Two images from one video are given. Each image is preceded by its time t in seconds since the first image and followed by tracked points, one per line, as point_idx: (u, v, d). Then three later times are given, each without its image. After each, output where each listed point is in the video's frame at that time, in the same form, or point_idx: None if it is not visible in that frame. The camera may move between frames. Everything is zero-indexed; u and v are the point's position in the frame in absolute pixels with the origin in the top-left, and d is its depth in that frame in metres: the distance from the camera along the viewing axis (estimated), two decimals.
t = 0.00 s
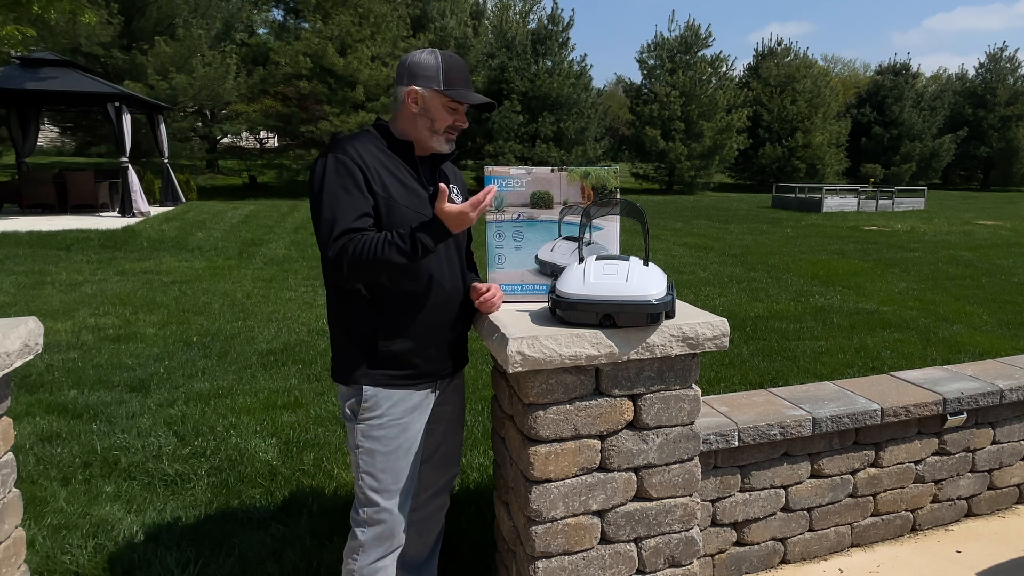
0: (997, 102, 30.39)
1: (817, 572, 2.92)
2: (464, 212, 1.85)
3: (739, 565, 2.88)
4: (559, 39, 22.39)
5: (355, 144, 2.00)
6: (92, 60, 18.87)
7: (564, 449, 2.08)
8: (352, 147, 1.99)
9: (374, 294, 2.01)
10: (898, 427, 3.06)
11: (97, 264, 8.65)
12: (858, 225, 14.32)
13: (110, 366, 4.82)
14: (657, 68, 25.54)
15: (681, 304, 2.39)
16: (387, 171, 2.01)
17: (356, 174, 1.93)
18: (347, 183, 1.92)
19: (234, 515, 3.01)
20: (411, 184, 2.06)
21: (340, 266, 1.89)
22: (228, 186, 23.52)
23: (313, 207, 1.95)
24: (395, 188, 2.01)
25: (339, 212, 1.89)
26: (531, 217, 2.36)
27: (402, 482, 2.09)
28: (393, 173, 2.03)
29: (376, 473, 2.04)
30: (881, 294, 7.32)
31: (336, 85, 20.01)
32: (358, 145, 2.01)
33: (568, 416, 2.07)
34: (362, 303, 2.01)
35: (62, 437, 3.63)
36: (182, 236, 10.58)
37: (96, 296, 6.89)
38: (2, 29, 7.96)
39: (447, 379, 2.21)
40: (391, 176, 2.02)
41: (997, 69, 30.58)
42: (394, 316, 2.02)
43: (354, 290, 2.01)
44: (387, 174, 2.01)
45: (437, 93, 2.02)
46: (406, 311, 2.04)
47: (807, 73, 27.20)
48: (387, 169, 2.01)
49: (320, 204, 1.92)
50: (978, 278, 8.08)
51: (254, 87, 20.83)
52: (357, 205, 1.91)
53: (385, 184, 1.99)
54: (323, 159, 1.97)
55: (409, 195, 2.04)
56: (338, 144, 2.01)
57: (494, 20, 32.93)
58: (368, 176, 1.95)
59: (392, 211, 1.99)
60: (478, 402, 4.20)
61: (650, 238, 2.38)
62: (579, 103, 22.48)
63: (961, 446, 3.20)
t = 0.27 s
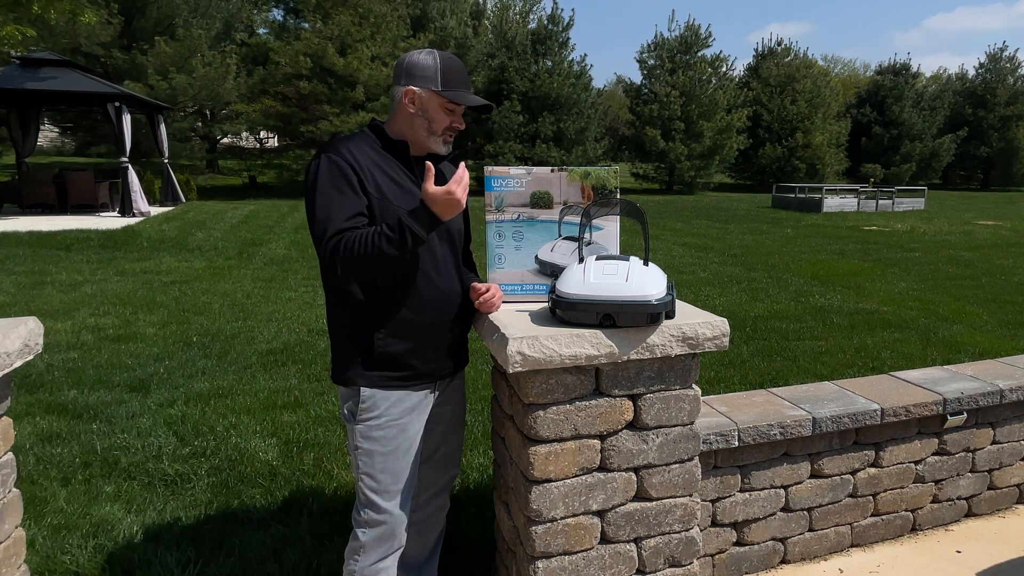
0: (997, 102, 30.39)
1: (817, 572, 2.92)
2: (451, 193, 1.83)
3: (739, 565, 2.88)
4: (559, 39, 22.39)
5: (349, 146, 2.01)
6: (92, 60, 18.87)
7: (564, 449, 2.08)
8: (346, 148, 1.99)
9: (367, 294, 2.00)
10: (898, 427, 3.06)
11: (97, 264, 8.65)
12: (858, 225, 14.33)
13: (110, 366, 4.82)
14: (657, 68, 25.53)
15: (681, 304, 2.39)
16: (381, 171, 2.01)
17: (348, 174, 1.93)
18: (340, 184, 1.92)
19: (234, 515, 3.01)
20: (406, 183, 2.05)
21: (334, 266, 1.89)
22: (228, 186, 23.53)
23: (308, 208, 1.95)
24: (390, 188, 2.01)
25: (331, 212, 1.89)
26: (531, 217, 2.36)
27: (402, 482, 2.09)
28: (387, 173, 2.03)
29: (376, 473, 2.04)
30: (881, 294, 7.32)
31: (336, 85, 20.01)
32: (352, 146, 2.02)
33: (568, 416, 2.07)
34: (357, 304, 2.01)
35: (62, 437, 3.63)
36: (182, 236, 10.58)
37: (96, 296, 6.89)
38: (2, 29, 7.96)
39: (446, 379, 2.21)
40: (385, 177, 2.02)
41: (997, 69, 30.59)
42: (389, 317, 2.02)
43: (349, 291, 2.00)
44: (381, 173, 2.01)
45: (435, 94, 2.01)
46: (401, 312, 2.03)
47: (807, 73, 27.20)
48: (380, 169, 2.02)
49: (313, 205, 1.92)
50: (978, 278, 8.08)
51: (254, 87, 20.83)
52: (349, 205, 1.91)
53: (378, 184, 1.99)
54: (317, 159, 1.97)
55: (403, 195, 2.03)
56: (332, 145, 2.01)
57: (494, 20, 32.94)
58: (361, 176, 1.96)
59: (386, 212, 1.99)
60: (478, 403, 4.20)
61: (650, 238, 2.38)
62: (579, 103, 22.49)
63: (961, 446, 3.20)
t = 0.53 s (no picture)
0: (997, 102, 30.39)
1: (817, 572, 2.92)
2: (477, 319, 2.05)
3: (739, 564, 2.88)
4: (559, 39, 22.39)
5: (348, 146, 1.99)
6: (92, 59, 18.87)
7: (564, 448, 2.08)
8: (345, 149, 1.97)
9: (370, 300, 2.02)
10: (898, 427, 3.06)
11: (97, 264, 8.65)
12: (858, 225, 14.33)
13: (110, 366, 4.82)
14: (657, 68, 25.53)
15: (682, 304, 2.39)
16: (380, 174, 2.00)
17: (350, 177, 1.92)
18: (343, 189, 1.91)
19: (234, 515, 3.01)
20: (406, 190, 2.05)
21: (337, 274, 1.91)
22: (228, 186, 23.53)
23: (308, 209, 1.94)
24: (390, 192, 2.00)
25: (333, 215, 1.88)
26: (531, 217, 2.36)
27: (400, 483, 2.09)
28: (387, 175, 2.02)
29: (372, 474, 2.04)
30: (881, 294, 7.32)
31: (336, 84, 20.01)
32: (351, 147, 2.00)
33: (568, 416, 2.07)
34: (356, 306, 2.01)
35: (62, 438, 3.63)
36: (182, 236, 10.58)
37: (96, 296, 6.89)
38: (2, 29, 7.96)
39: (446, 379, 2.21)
40: (385, 179, 2.01)
41: (997, 69, 30.59)
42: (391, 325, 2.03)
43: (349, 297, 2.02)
44: (380, 174, 2.00)
45: (418, 87, 2.03)
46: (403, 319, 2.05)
47: (807, 73, 27.20)
48: (378, 169, 2.00)
49: (314, 208, 1.91)
50: (978, 278, 8.08)
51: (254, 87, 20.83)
52: (351, 210, 1.90)
53: (379, 188, 1.98)
54: (317, 161, 1.95)
55: (405, 201, 2.04)
56: (331, 146, 1.99)
57: (494, 19, 32.94)
58: (363, 179, 1.94)
59: (385, 214, 1.99)
60: (478, 403, 4.20)
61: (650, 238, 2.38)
62: (579, 103, 22.49)
63: (961, 446, 3.20)
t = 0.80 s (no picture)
0: (997, 103, 30.41)
1: (817, 572, 2.92)
2: (476, 319, 2.04)
3: (739, 564, 2.88)
4: (559, 39, 22.39)
5: (345, 145, 1.99)
6: (91, 60, 18.87)
7: (565, 449, 2.08)
8: (343, 147, 1.98)
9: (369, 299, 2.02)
10: (898, 427, 3.06)
11: (97, 264, 8.65)
12: (858, 225, 14.32)
13: (110, 366, 4.82)
14: (657, 68, 25.52)
15: (681, 304, 2.39)
16: (378, 172, 2.00)
17: (348, 174, 1.92)
18: (341, 186, 1.91)
19: (234, 515, 3.01)
20: (404, 187, 2.05)
21: (334, 272, 1.91)
22: (228, 186, 23.53)
23: (306, 207, 1.95)
24: (387, 191, 2.00)
25: (333, 212, 1.89)
26: (531, 217, 2.36)
27: (400, 483, 2.09)
28: (384, 173, 2.02)
29: (372, 475, 2.04)
30: (881, 294, 7.31)
31: (336, 85, 20.01)
32: (348, 145, 2.00)
33: (568, 416, 2.07)
34: (354, 304, 2.02)
35: (62, 437, 3.63)
36: (182, 236, 10.58)
37: (96, 297, 6.89)
38: (2, 29, 7.95)
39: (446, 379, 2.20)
40: (383, 177, 2.01)
41: (996, 69, 30.59)
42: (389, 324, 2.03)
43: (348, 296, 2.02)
44: (377, 171, 2.00)
45: (391, 79, 2.08)
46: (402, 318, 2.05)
47: (807, 73, 27.19)
48: (375, 167, 2.01)
49: (313, 206, 1.92)
50: (978, 278, 8.08)
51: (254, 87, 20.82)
52: (349, 207, 1.90)
53: (377, 186, 1.98)
54: (315, 159, 1.96)
55: (403, 199, 2.04)
56: (329, 143, 1.99)
57: (494, 19, 32.92)
58: (361, 177, 1.94)
59: (382, 212, 1.99)
60: (478, 403, 4.20)
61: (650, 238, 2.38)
62: (579, 103, 22.49)
63: (961, 446, 3.20)
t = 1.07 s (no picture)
0: (997, 103, 30.41)
1: (817, 572, 2.92)
2: (474, 317, 2.05)
3: (739, 565, 2.88)
4: (559, 39, 22.39)
5: (342, 144, 1.99)
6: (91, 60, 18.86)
7: (564, 449, 2.08)
8: (340, 147, 1.98)
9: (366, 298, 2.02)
10: (898, 427, 3.06)
11: (97, 264, 8.65)
12: (858, 225, 14.32)
13: (110, 366, 4.82)
14: (657, 68, 25.51)
15: (681, 304, 2.39)
16: (374, 171, 2.00)
17: (344, 174, 1.92)
18: (336, 186, 1.91)
19: (234, 515, 3.01)
20: (401, 186, 2.05)
21: (331, 271, 1.91)
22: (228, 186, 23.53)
23: (303, 206, 1.95)
24: (384, 191, 2.00)
25: (329, 212, 1.89)
26: (531, 217, 2.36)
27: (397, 484, 2.08)
28: (381, 172, 2.02)
29: (368, 476, 2.04)
30: (881, 294, 7.32)
31: (336, 85, 20.00)
32: (345, 144, 2.00)
33: (568, 416, 2.07)
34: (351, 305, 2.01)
35: (62, 437, 3.63)
36: (182, 236, 10.58)
37: (96, 297, 6.89)
38: (1, 28, 7.95)
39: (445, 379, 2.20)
40: (379, 177, 2.01)
41: (996, 69, 30.60)
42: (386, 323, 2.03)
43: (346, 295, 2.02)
44: (374, 172, 2.00)
45: (398, 79, 2.04)
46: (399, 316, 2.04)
47: (807, 74, 27.20)
48: (372, 167, 2.01)
49: (309, 205, 1.92)
50: (978, 278, 8.08)
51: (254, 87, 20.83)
52: (346, 207, 1.90)
53: (373, 186, 1.98)
54: (311, 159, 1.96)
55: (399, 198, 2.04)
56: (325, 143, 1.99)
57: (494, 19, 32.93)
58: (357, 176, 1.95)
59: (379, 211, 1.99)
60: (478, 403, 4.20)
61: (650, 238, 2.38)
62: (579, 103, 22.50)
63: (961, 446, 3.20)
